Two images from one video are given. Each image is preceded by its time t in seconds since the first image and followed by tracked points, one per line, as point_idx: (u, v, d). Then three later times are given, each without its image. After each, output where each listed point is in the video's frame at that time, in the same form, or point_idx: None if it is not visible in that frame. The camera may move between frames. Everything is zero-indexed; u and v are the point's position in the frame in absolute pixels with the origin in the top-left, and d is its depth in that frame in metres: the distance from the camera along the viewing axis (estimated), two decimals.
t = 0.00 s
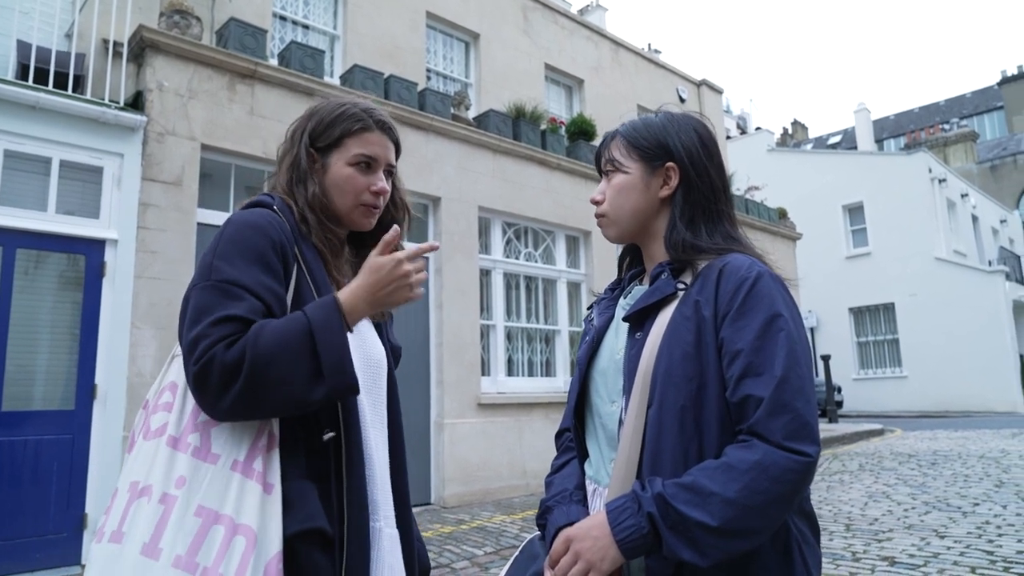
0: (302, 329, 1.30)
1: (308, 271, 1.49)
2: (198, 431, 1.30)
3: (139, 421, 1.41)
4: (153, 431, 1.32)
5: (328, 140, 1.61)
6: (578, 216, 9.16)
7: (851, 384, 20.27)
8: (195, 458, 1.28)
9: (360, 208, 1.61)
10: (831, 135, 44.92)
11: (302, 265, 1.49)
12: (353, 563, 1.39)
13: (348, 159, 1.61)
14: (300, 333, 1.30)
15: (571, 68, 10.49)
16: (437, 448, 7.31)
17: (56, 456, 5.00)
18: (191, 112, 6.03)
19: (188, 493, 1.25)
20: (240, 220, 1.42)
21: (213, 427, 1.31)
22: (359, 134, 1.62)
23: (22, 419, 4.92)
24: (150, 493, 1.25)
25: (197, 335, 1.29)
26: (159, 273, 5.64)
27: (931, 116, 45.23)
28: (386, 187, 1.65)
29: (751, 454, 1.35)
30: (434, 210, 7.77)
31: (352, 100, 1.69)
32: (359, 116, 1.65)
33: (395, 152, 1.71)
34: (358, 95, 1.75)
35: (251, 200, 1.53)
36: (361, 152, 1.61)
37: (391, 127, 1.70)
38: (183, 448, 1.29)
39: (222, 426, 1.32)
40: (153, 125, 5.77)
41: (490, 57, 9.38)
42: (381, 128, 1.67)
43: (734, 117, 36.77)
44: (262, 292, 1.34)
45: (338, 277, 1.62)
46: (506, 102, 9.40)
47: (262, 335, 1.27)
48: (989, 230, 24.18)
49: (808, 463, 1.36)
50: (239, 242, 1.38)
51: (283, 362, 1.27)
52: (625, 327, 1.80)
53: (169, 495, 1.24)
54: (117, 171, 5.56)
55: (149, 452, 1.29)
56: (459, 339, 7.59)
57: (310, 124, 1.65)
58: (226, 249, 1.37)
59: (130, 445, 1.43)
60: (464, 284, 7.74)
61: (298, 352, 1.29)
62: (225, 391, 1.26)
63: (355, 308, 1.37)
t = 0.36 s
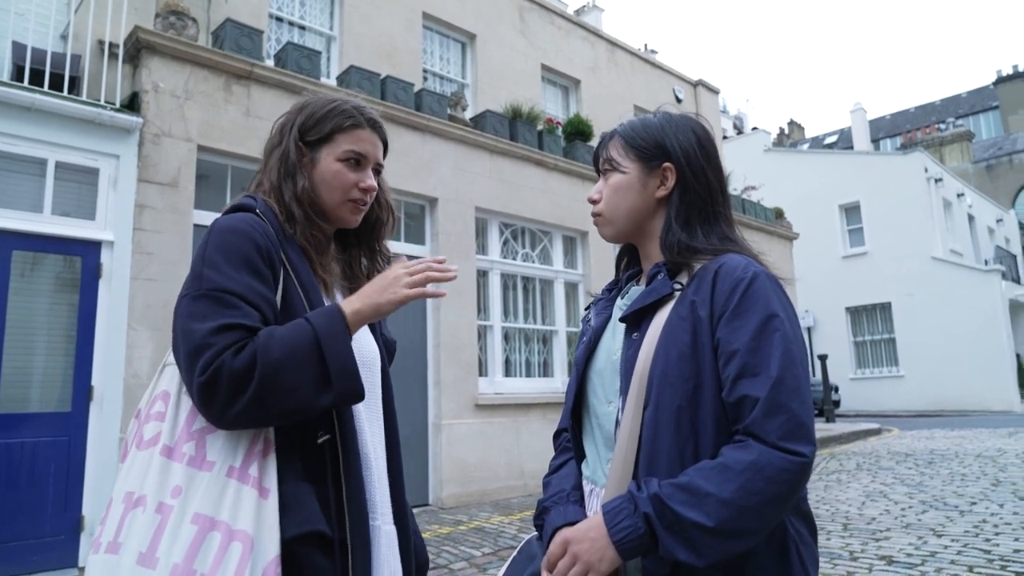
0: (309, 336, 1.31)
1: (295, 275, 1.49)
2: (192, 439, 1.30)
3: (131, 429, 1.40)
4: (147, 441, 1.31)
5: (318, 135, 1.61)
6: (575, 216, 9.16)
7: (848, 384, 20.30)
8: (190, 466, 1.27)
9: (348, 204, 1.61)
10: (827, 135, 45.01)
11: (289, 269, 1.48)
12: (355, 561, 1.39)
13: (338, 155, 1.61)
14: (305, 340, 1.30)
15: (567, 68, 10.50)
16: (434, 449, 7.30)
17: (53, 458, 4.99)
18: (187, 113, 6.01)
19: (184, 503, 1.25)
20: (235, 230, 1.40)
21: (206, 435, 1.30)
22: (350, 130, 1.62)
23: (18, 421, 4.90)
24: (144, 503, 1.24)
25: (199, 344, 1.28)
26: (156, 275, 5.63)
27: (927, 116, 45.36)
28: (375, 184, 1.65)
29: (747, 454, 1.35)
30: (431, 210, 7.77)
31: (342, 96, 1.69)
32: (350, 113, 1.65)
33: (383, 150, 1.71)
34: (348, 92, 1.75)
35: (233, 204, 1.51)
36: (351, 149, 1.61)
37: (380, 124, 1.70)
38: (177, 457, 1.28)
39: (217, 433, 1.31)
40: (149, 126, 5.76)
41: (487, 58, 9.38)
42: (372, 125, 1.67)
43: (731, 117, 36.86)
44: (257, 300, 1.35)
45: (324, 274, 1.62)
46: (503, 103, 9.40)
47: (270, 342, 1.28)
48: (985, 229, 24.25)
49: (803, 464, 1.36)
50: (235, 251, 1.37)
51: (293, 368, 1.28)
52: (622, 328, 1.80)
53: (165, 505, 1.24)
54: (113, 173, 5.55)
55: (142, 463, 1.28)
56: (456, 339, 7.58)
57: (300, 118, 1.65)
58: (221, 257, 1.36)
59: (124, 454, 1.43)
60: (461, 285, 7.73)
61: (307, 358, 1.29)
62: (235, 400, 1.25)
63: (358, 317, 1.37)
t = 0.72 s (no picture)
0: (305, 337, 1.30)
1: (299, 274, 1.49)
2: (202, 441, 1.30)
3: (136, 432, 1.39)
4: (154, 442, 1.30)
5: (316, 135, 1.61)
6: (577, 216, 9.16)
7: (850, 384, 20.29)
8: (200, 467, 1.27)
9: (346, 204, 1.61)
10: (829, 135, 44.99)
11: (292, 268, 1.48)
12: (364, 559, 1.39)
13: (336, 155, 1.60)
14: (302, 340, 1.30)
15: (569, 68, 10.50)
16: (436, 449, 7.31)
17: (55, 458, 4.99)
18: (189, 113, 6.02)
19: (194, 503, 1.25)
20: (231, 230, 1.40)
21: (216, 435, 1.30)
22: (348, 131, 1.62)
23: (20, 421, 4.91)
24: (154, 505, 1.24)
25: (198, 346, 1.28)
26: (158, 275, 5.64)
27: (929, 116, 45.31)
28: (373, 185, 1.65)
29: (752, 453, 1.35)
30: (432, 210, 7.78)
31: (341, 97, 1.69)
32: (349, 113, 1.64)
33: (382, 151, 1.71)
34: (347, 91, 1.75)
35: (233, 206, 1.51)
36: (350, 150, 1.61)
37: (379, 125, 1.70)
38: (187, 459, 1.28)
39: (226, 434, 1.31)
40: (150, 126, 5.76)
41: (488, 58, 9.38)
42: (370, 126, 1.67)
43: (732, 117, 36.83)
44: (256, 300, 1.34)
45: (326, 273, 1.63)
46: (504, 102, 9.40)
47: (266, 343, 1.28)
48: (987, 229, 24.22)
49: (808, 464, 1.36)
50: (235, 253, 1.37)
51: (290, 370, 1.28)
52: (625, 327, 1.81)
53: (176, 506, 1.24)
54: (115, 173, 5.55)
55: (150, 465, 1.28)
56: (458, 339, 7.58)
57: (299, 117, 1.65)
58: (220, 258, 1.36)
59: (126, 458, 1.42)
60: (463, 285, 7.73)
61: (304, 360, 1.29)
62: (231, 403, 1.26)
63: (356, 315, 1.36)
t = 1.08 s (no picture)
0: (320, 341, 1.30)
1: (295, 272, 1.49)
2: (204, 445, 1.30)
3: (136, 438, 1.39)
4: (154, 448, 1.30)
5: (310, 126, 1.60)
6: (578, 212, 9.15)
7: (851, 381, 20.29)
8: (203, 472, 1.28)
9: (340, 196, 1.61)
10: (830, 132, 44.91)
11: (289, 266, 1.48)
12: (368, 557, 1.39)
13: (331, 146, 1.60)
14: (316, 344, 1.30)
15: (570, 64, 10.48)
16: (436, 445, 7.32)
17: (57, 453, 5.00)
18: (190, 109, 6.01)
19: (197, 508, 1.25)
20: (239, 234, 1.40)
21: (218, 439, 1.30)
22: (343, 122, 1.61)
23: (22, 416, 4.92)
24: (156, 511, 1.24)
25: (206, 350, 1.28)
26: (159, 270, 5.64)
27: (931, 114, 45.21)
28: (367, 176, 1.65)
29: (758, 452, 1.35)
30: (433, 207, 7.78)
31: (336, 86, 1.68)
32: (344, 103, 1.64)
33: (377, 142, 1.71)
34: (340, 80, 1.74)
35: (226, 202, 1.51)
36: (344, 141, 1.60)
37: (374, 116, 1.69)
38: (189, 464, 1.28)
39: (228, 437, 1.31)
40: (152, 121, 5.76)
41: (490, 54, 9.36)
42: (365, 117, 1.66)
43: (734, 114, 36.81)
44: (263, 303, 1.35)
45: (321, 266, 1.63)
46: (506, 99, 9.39)
47: (282, 347, 1.28)
48: (989, 227, 24.19)
49: (814, 462, 1.36)
50: (241, 256, 1.37)
51: (303, 373, 1.28)
52: (626, 325, 1.80)
53: (179, 512, 1.25)
54: (116, 169, 5.55)
55: (151, 471, 1.28)
56: (459, 334, 7.59)
57: (292, 107, 1.64)
58: (227, 261, 1.36)
59: (126, 464, 1.42)
60: (464, 281, 7.73)
61: (319, 363, 1.29)
62: (247, 409, 1.26)
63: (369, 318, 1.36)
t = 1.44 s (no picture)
0: (306, 339, 1.30)
1: (295, 270, 1.49)
2: (205, 444, 1.30)
3: (137, 437, 1.39)
4: (155, 447, 1.30)
5: (311, 124, 1.60)
6: (578, 210, 9.15)
7: (851, 379, 20.29)
8: (203, 471, 1.27)
9: (342, 193, 1.61)
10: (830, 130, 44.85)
11: (288, 264, 1.49)
12: (368, 556, 1.39)
13: (332, 145, 1.60)
14: (305, 342, 1.30)
15: (571, 61, 10.47)
16: (437, 443, 7.32)
17: (57, 451, 5.00)
18: (190, 107, 6.01)
19: (198, 507, 1.25)
20: (228, 229, 1.39)
21: (218, 438, 1.30)
22: (344, 120, 1.61)
23: (22, 415, 4.92)
24: (157, 510, 1.24)
25: (194, 348, 1.27)
26: (159, 269, 5.63)
27: (932, 111, 45.16)
28: (369, 175, 1.65)
29: (759, 448, 1.35)
30: (434, 205, 7.77)
31: (336, 84, 1.67)
32: (345, 102, 1.63)
33: (378, 140, 1.70)
34: (341, 79, 1.74)
35: (227, 201, 1.50)
36: (345, 139, 1.60)
37: (375, 114, 1.69)
38: (189, 462, 1.28)
39: (228, 436, 1.31)
40: (152, 120, 5.75)
41: (490, 52, 9.35)
42: (366, 115, 1.66)
43: (734, 111, 36.77)
44: (252, 299, 1.34)
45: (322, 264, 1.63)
46: (506, 96, 9.38)
47: (266, 345, 1.27)
48: (989, 224, 24.18)
49: (814, 459, 1.36)
50: (237, 253, 1.36)
51: (290, 371, 1.27)
52: (625, 322, 1.80)
53: (179, 510, 1.24)
54: (116, 167, 5.54)
55: (151, 470, 1.27)
56: (460, 333, 7.59)
57: (293, 105, 1.64)
58: (218, 257, 1.35)
59: (126, 463, 1.42)
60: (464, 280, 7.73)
61: (306, 361, 1.29)
62: (228, 407, 1.25)
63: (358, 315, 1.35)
